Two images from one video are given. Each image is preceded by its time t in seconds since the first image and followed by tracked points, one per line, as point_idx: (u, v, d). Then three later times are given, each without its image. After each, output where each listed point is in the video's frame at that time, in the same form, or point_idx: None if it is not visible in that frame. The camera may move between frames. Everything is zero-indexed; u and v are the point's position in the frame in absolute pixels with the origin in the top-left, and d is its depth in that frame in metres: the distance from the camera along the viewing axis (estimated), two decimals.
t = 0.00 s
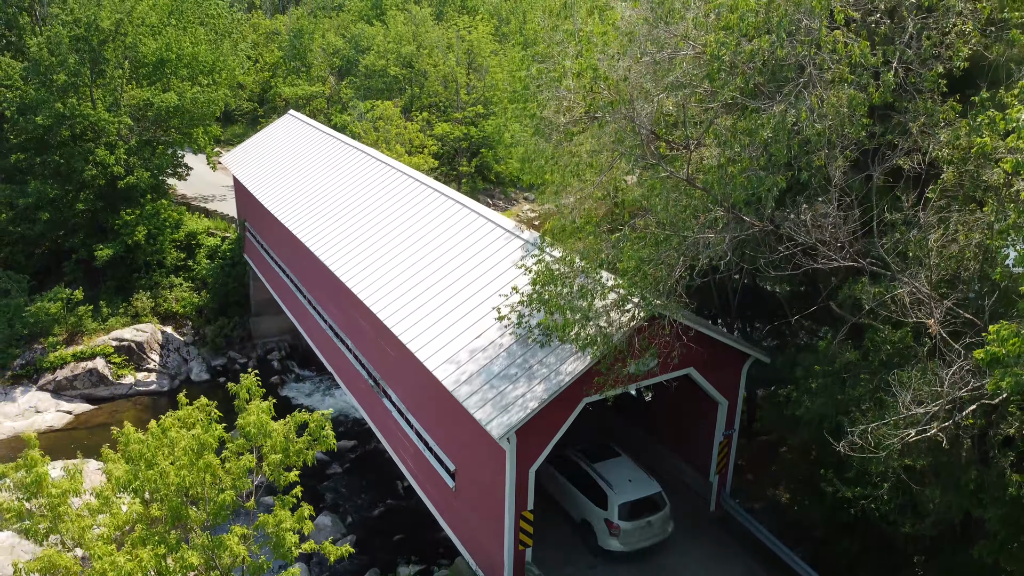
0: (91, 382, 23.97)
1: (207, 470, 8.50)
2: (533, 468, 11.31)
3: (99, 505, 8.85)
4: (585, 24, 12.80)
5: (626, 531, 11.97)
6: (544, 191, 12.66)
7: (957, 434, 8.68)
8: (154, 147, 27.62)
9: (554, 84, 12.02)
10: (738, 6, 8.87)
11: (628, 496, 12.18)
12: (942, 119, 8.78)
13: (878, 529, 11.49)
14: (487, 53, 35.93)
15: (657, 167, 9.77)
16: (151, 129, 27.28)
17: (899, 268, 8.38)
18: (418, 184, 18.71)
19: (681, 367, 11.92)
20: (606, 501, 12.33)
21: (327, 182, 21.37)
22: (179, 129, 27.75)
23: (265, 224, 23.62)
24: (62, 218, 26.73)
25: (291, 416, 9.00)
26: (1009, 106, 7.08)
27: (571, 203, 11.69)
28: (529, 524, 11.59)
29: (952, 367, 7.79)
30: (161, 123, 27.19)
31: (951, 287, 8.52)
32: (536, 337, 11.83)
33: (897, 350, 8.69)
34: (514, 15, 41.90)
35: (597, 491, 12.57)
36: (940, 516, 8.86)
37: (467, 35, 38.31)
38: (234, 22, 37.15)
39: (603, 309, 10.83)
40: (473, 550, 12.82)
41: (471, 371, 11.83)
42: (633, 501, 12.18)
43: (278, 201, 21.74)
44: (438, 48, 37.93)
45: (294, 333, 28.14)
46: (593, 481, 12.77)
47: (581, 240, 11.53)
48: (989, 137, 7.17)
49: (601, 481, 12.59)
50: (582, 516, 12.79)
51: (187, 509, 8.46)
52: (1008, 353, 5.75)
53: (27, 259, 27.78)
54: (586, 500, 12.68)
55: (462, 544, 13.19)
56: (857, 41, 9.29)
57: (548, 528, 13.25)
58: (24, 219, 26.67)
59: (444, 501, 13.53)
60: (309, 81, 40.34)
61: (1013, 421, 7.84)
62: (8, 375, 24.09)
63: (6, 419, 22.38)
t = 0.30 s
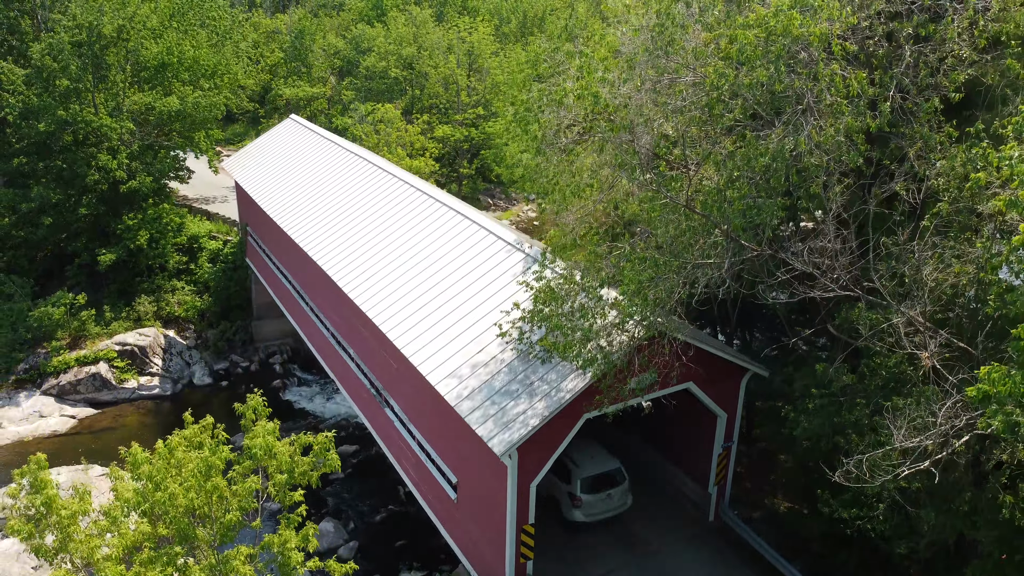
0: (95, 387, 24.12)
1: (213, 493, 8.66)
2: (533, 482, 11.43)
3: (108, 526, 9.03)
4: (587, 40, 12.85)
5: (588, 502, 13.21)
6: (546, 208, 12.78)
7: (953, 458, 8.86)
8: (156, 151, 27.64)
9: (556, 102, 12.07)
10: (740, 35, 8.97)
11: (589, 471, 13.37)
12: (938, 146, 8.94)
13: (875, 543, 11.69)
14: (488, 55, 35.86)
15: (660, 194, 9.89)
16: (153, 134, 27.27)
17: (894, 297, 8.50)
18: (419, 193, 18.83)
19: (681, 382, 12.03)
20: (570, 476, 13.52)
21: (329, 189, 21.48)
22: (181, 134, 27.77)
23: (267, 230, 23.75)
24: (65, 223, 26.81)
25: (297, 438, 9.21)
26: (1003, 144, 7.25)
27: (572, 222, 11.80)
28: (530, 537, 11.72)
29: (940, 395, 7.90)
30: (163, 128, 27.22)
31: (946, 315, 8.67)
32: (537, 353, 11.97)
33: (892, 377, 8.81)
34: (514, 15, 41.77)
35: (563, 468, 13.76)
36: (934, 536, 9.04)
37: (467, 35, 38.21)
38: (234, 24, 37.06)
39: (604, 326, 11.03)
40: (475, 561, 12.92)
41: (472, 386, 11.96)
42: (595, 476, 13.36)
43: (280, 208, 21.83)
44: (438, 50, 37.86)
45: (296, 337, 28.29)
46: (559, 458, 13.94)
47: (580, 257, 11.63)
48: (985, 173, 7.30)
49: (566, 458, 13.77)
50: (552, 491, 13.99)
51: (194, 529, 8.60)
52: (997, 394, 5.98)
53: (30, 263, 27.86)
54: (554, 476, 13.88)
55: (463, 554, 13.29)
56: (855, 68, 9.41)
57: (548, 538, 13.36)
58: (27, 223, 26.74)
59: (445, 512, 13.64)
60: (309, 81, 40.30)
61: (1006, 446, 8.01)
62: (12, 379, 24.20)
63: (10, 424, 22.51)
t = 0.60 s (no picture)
0: (99, 387, 24.25)
1: (221, 506, 8.81)
2: (534, 490, 11.57)
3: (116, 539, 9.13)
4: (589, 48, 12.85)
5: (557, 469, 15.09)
6: (546, 218, 12.89)
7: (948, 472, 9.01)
8: (158, 150, 27.62)
9: (558, 115, 12.14)
10: (741, 56, 9.07)
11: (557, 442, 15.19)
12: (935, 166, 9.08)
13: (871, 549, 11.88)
14: (489, 52, 35.71)
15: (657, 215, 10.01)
16: (154, 132, 27.22)
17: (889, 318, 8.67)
18: (420, 197, 18.95)
19: (681, 390, 12.11)
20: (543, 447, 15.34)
21: (330, 190, 21.58)
22: (182, 133, 27.75)
23: (269, 231, 23.84)
24: (67, 222, 26.81)
25: (304, 452, 9.41)
26: (999, 172, 7.41)
27: (573, 234, 11.90)
28: (531, 543, 11.85)
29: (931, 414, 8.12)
30: (164, 126, 27.18)
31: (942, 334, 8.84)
32: (538, 362, 12.11)
33: (889, 393, 8.91)
34: (514, 10, 41.58)
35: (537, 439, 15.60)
36: (929, 547, 9.22)
37: (468, 32, 38.05)
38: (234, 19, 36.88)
39: (605, 334, 11.15)
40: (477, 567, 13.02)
41: (474, 395, 12.08)
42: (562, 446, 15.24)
43: (281, 209, 21.92)
44: (438, 46, 37.70)
45: (297, 335, 28.44)
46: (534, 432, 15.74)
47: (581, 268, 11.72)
48: (982, 198, 7.40)
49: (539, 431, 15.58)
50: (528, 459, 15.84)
51: (201, 541, 8.74)
52: (991, 423, 6.20)
53: (32, 262, 27.89)
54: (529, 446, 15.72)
55: (465, 559, 13.40)
56: (854, 88, 9.53)
57: (549, 542, 13.47)
58: (29, 222, 26.73)
59: (446, 517, 13.75)
60: (310, 77, 40.15)
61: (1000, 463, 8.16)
62: (15, 378, 24.29)
63: (15, 424, 22.61)
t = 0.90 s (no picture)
0: (101, 383, 24.36)
1: (227, 513, 8.93)
2: (535, 492, 11.71)
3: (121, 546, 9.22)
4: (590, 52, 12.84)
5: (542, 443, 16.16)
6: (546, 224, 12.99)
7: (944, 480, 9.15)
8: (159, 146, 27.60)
9: (558, 122, 12.19)
10: (740, 70, 9.15)
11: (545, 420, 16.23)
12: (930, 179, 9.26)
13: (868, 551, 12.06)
14: (490, 46, 35.54)
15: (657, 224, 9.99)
16: (155, 128, 27.19)
17: (884, 333, 8.78)
18: (420, 196, 19.01)
19: (681, 392, 12.16)
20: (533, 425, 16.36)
21: (331, 188, 21.63)
22: (183, 128, 27.72)
23: (270, 228, 23.91)
24: (69, 218, 26.80)
25: (308, 459, 9.54)
26: (995, 191, 7.54)
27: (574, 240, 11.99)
28: (532, 545, 11.98)
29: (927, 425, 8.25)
30: (165, 123, 27.13)
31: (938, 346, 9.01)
32: (539, 366, 12.22)
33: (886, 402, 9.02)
34: (515, 3, 41.35)
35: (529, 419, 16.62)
36: (924, 553, 9.38)
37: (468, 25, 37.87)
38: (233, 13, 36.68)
39: (604, 340, 11.17)
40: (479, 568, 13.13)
41: (475, 399, 12.19)
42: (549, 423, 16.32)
43: (282, 206, 21.97)
44: (438, 40, 37.54)
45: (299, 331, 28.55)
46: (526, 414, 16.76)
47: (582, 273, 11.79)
48: (978, 215, 7.52)
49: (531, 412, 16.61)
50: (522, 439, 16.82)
51: (207, 546, 8.89)
52: (982, 440, 6.36)
53: (34, 258, 27.89)
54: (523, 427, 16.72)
55: (466, 560, 13.52)
56: (851, 101, 9.67)
57: (549, 543, 13.60)
58: (31, 218, 26.72)
59: (447, 518, 13.87)
60: (310, 71, 39.99)
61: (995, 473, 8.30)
62: (19, 375, 24.36)
63: (19, 420, 22.73)
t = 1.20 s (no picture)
0: (103, 378, 24.47)
1: (231, 516, 9.07)
2: (534, 491, 11.85)
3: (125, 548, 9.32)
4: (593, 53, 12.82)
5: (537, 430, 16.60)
6: (547, 226, 13.08)
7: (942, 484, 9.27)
8: (159, 140, 27.57)
9: (558, 125, 12.23)
10: (741, 79, 9.23)
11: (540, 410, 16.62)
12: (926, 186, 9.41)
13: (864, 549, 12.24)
14: (490, 38, 35.28)
15: (656, 229, 10.15)
16: (155, 123, 27.13)
17: (879, 342, 8.91)
18: (420, 193, 19.05)
19: (680, 392, 12.25)
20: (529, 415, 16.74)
21: (331, 183, 21.65)
22: (183, 123, 27.66)
23: (271, 223, 23.95)
24: (70, 213, 26.81)
25: (312, 462, 9.77)
26: (991, 203, 7.72)
27: (574, 242, 12.08)
28: (531, 542, 12.12)
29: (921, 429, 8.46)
30: (165, 117, 27.08)
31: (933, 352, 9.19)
32: (539, 367, 12.34)
33: (880, 406, 9.17)
34: None
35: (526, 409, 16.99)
36: (918, 553, 9.56)
37: (469, 18, 37.63)
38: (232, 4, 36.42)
39: (602, 343, 11.18)
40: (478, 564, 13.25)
41: (476, 399, 12.30)
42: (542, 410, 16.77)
43: (282, 201, 21.99)
44: (439, 33, 37.30)
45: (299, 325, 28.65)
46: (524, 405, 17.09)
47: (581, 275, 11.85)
48: (974, 226, 7.63)
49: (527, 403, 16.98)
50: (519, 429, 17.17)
51: (212, 548, 9.03)
52: (975, 450, 6.57)
53: (34, 253, 27.91)
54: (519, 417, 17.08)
55: (466, 557, 13.66)
56: (851, 107, 9.72)
57: (549, 540, 13.75)
58: (32, 212, 26.72)
59: (448, 515, 14.01)
60: (310, 63, 39.83)
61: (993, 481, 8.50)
62: (21, 369, 24.46)
63: (22, 415, 22.89)
